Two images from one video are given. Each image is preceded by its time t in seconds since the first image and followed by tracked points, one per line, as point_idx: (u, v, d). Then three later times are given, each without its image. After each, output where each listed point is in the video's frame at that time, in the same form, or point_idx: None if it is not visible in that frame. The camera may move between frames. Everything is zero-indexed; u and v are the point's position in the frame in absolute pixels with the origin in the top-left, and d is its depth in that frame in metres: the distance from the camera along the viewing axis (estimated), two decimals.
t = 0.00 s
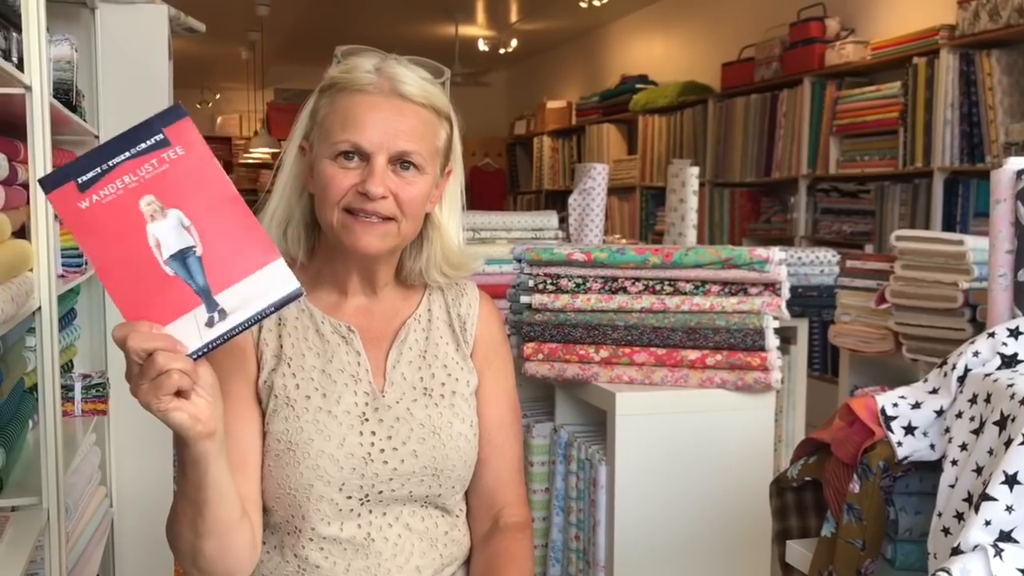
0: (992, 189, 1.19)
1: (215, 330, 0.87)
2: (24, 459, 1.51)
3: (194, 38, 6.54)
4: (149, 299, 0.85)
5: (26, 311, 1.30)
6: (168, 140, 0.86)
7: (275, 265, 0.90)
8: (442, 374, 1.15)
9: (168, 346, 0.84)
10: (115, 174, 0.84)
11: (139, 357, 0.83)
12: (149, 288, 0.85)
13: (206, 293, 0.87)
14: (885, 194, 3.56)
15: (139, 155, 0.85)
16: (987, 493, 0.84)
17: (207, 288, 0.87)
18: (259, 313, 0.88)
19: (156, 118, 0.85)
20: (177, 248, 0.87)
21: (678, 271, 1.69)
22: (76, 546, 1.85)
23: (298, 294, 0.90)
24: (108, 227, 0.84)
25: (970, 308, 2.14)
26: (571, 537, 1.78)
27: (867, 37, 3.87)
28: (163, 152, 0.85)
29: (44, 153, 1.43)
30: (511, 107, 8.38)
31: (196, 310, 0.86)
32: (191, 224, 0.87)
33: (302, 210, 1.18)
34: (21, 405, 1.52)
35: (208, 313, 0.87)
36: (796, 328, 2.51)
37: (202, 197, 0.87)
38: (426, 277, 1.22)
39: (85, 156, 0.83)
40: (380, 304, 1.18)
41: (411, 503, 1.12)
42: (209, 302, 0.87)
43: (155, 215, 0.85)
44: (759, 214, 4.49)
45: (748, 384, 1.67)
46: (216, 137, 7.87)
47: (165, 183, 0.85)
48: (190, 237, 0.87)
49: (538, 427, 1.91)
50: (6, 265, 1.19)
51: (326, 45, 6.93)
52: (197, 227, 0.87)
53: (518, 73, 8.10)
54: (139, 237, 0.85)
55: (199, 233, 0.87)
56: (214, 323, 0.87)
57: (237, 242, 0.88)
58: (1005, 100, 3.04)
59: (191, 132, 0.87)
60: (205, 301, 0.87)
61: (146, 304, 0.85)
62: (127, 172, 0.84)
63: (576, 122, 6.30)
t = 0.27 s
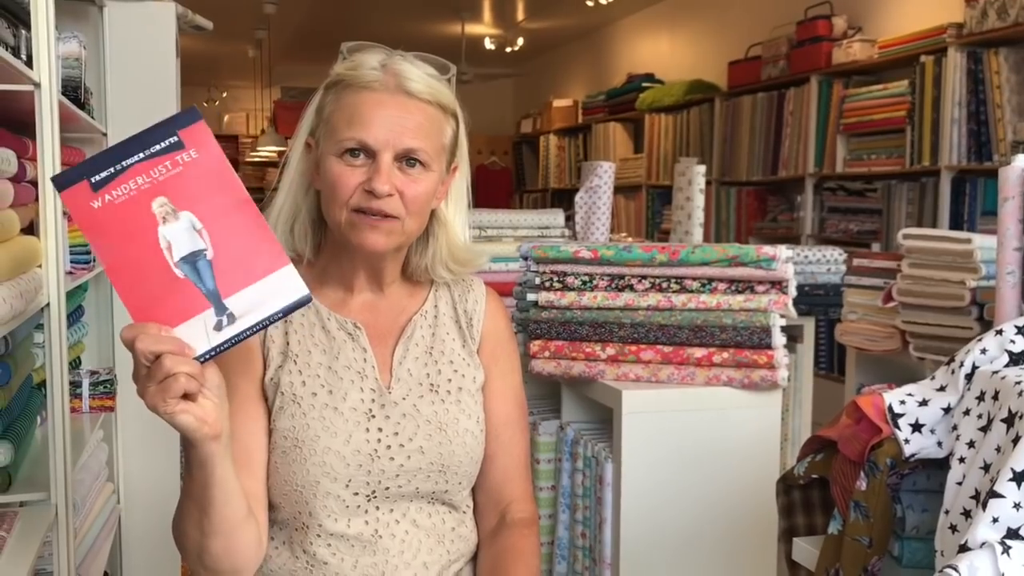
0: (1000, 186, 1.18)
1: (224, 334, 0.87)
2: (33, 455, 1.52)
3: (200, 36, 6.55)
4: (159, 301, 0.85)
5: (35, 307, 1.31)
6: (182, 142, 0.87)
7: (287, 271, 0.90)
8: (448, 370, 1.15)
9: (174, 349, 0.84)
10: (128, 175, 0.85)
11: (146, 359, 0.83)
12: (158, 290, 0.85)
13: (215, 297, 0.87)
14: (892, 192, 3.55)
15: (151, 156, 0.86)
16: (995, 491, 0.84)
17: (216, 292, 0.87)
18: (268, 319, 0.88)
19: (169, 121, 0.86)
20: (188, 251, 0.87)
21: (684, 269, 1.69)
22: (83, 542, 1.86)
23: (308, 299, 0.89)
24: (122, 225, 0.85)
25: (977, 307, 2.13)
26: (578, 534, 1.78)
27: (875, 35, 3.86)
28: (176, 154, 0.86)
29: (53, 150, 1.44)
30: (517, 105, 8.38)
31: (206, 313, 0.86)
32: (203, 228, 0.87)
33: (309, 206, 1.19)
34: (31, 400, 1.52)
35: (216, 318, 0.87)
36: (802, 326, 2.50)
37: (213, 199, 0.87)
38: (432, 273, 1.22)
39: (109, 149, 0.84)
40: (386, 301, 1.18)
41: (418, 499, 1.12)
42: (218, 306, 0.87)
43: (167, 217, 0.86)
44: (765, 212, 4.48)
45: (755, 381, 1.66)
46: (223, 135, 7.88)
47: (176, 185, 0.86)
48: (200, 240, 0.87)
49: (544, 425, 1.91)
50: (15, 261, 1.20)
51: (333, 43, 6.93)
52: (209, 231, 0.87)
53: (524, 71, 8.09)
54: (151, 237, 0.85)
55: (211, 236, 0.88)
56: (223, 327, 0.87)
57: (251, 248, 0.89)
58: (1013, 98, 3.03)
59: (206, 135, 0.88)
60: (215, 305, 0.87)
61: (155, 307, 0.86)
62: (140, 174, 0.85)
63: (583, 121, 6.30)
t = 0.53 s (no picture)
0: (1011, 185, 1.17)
1: (230, 332, 0.86)
2: (39, 453, 1.52)
3: (206, 35, 6.56)
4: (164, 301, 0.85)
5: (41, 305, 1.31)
6: (176, 141, 0.86)
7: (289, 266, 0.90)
8: (453, 368, 1.15)
9: (184, 350, 0.84)
10: (122, 176, 0.84)
11: (154, 362, 0.83)
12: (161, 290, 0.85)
13: (218, 295, 0.86)
14: (899, 192, 3.54)
15: (145, 157, 0.84)
16: (1005, 491, 0.84)
17: (221, 289, 0.87)
18: (271, 316, 0.88)
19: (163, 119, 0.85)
20: (188, 251, 0.86)
21: (691, 268, 1.68)
22: (90, 540, 1.86)
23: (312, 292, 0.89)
24: (123, 228, 0.83)
25: (984, 307, 2.12)
26: (583, 533, 1.78)
27: (881, 34, 3.85)
28: (170, 153, 0.85)
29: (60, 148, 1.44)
30: (523, 105, 8.37)
31: (211, 312, 0.86)
32: (204, 227, 0.87)
33: (315, 204, 1.18)
34: (36, 397, 1.52)
35: (221, 316, 0.86)
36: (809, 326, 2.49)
37: (211, 197, 0.87)
38: (438, 272, 1.22)
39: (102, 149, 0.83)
40: (392, 299, 1.18)
41: (423, 498, 1.12)
42: (222, 303, 0.87)
43: (165, 217, 0.85)
44: (771, 212, 4.47)
45: (761, 381, 1.66)
46: (229, 134, 7.90)
47: (173, 184, 0.85)
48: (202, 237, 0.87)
49: (550, 424, 1.91)
50: (21, 258, 1.21)
51: (339, 41, 6.93)
52: (210, 231, 0.87)
53: (530, 70, 8.08)
54: (151, 240, 0.84)
55: (211, 234, 0.87)
56: (229, 325, 0.86)
57: (250, 245, 0.88)
58: (1021, 97, 3.01)
59: (198, 132, 0.87)
60: (218, 303, 0.86)
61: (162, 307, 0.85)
62: (134, 175, 0.84)
63: (588, 120, 6.29)
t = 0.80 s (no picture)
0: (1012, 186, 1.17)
1: (244, 350, 0.87)
2: (43, 452, 1.52)
3: (210, 34, 6.56)
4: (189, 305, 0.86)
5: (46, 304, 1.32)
6: (229, 148, 0.88)
7: (314, 293, 0.90)
8: (455, 369, 1.15)
9: (194, 360, 0.84)
10: (171, 174, 0.85)
11: (165, 367, 0.83)
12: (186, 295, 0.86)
13: (240, 311, 0.87)
14: (902, 192, 3.54)
15: (196, 160, 0.86)
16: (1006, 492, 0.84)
17: (244, 305, 0.87)
18: (291, 341, 0.89)
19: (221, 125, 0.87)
20: (220, 261, 0.87)
21: (694, 268, 1.68)
22: (93, 538, 1.86)
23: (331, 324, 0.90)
24: (163, 225, 0.85)
25: (987, 307, 2.12)
26: (585, 533, 1.78)
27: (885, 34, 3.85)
28: (220, 160, 0.87)
29: (64, 148, 1.45)
30: (526, 104, 8.37)
31: (229, 326, 0.87)
32: (239, 240, 0.88)
33: (317, 205, 1.19)
34: (40, 397, 1.52)
35: (238, 332, 0.87)
36: (811, 326, 2.49)
37: (249, 213, 0.88)
38: (440, 272, 1.22)
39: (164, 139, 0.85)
40: (394, 300, 1.18)
41: (425, 498, 1.12)
42: (242, 321, 0.87)
43: (203, 223, 0.86)
44: (775, 212, 4.47)
45: (763, 381, 1.66)
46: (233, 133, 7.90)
47: (217, 191, 0.87)
48: (234, 250, 0.88)
49: (552, 424, 1.91)
50: (26, 258, 1.21)
51: (342, 41, 6.94)
52: (244, 244, 0.88)
53: (533, 70, 8.08)
54: (186, 243, 0.86)
55: (245, 247, 0.88)
56: (244, 343, 0.87)
57: (281, 264, 0.89)
58: None
59: (252, 144, 0.88)
60: (238, 320, 0.87)
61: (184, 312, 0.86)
62: (181, 175, 0.86)
63: (591, 120, 6.29)
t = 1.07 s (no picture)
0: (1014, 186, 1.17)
1: (290, 375, 0.85)
2: (46, 451, 1.52)
3: (212, 34, 6.57)
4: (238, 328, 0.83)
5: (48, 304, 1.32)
6: (298, 169, 0.85)
7: (365, 324, 0.88)
8: (457, 367, 1.15)
9: (238, 383, 0.83)
10: (236, 191, 0.83)
11: (209, 388, 0.83)
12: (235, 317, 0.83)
13: (289, 338, 0.85)
14: (904, 192, 3.54)
15: (262, 178, 0.84)
16: (1009, 491, 0.84)
17: (295, 332, 0.85)
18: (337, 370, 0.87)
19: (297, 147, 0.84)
20: (274, 284, 0.85)
21: (696, 268, 1.68)
22: (96, 537, 1.87)
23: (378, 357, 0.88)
24: (219, 244, 0.83)
25: (989, 307, 2.12)
26: (587, 533, 1.78)
27: (887, 34, 3.85)
28: (288, 182, 0.85)
29: (66, 147, 1.45)
30: (528, 104, 8.37)
31: (275, 351, 0.85)
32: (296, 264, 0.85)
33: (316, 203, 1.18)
34: (43, 395, 1.53)
35: (285, 357, 0.85)
36: (813, 326, 2.49)
37: (309, 237, 0.85)
38: (441, 269, 1.22)
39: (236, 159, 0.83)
40: (396, 299, 1.18)
41: (426, 496, 1.12)
42: (291, 347, 0.85)
43: (262, 243, 0.84)
44: (776, 212, 4.47)
45: (766, 380, 1.66)
46: (235, 132, 7.91)
47: (281, 213, 0.84)
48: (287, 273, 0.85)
49: (554, 423, 1.92)
50: (29, 256, 1.22)
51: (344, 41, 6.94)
52: (300, 268, 0.86)
53: (535, 70, 8.08)
54: (241, 264, 0.83)
55: (301, 274, 0.86)
56: (289, 369, 0.85)
57: (336, 291, 0.87)
58: None
59: (324, 169, 0.86)
60: (286, 346, 0.85)
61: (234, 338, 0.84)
62: (245, 194, 0.83)
63: (593, 120, 6.29)
